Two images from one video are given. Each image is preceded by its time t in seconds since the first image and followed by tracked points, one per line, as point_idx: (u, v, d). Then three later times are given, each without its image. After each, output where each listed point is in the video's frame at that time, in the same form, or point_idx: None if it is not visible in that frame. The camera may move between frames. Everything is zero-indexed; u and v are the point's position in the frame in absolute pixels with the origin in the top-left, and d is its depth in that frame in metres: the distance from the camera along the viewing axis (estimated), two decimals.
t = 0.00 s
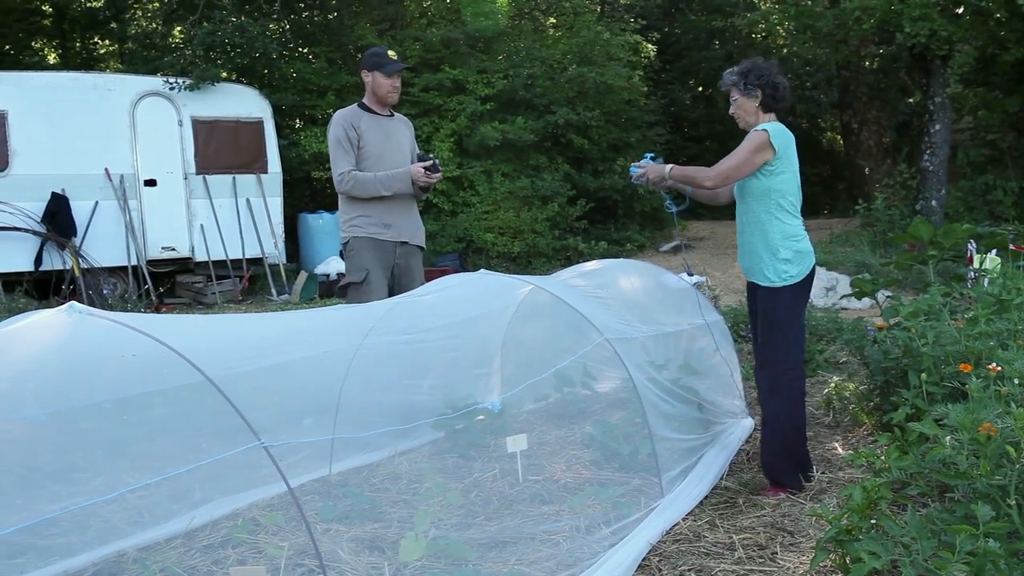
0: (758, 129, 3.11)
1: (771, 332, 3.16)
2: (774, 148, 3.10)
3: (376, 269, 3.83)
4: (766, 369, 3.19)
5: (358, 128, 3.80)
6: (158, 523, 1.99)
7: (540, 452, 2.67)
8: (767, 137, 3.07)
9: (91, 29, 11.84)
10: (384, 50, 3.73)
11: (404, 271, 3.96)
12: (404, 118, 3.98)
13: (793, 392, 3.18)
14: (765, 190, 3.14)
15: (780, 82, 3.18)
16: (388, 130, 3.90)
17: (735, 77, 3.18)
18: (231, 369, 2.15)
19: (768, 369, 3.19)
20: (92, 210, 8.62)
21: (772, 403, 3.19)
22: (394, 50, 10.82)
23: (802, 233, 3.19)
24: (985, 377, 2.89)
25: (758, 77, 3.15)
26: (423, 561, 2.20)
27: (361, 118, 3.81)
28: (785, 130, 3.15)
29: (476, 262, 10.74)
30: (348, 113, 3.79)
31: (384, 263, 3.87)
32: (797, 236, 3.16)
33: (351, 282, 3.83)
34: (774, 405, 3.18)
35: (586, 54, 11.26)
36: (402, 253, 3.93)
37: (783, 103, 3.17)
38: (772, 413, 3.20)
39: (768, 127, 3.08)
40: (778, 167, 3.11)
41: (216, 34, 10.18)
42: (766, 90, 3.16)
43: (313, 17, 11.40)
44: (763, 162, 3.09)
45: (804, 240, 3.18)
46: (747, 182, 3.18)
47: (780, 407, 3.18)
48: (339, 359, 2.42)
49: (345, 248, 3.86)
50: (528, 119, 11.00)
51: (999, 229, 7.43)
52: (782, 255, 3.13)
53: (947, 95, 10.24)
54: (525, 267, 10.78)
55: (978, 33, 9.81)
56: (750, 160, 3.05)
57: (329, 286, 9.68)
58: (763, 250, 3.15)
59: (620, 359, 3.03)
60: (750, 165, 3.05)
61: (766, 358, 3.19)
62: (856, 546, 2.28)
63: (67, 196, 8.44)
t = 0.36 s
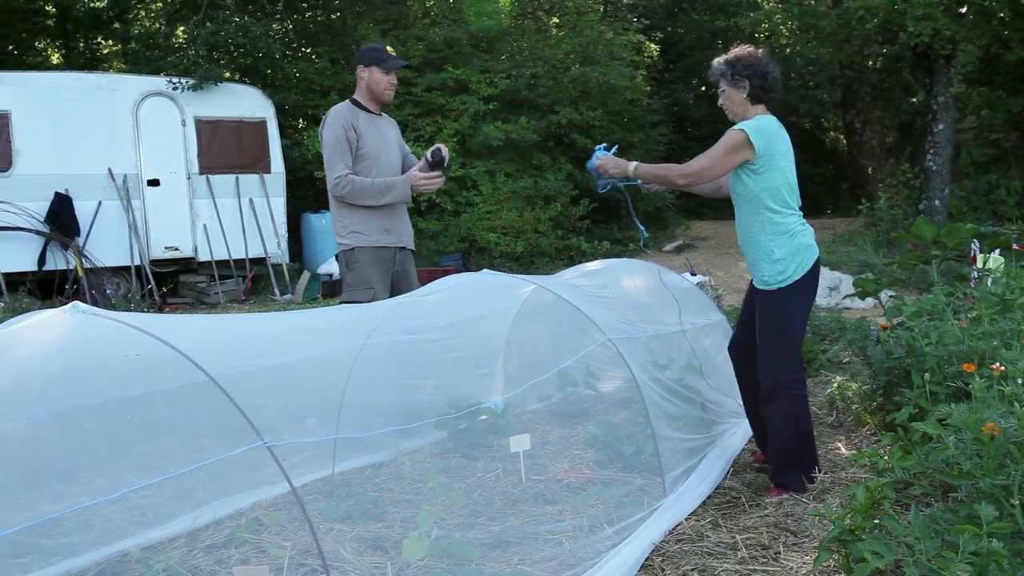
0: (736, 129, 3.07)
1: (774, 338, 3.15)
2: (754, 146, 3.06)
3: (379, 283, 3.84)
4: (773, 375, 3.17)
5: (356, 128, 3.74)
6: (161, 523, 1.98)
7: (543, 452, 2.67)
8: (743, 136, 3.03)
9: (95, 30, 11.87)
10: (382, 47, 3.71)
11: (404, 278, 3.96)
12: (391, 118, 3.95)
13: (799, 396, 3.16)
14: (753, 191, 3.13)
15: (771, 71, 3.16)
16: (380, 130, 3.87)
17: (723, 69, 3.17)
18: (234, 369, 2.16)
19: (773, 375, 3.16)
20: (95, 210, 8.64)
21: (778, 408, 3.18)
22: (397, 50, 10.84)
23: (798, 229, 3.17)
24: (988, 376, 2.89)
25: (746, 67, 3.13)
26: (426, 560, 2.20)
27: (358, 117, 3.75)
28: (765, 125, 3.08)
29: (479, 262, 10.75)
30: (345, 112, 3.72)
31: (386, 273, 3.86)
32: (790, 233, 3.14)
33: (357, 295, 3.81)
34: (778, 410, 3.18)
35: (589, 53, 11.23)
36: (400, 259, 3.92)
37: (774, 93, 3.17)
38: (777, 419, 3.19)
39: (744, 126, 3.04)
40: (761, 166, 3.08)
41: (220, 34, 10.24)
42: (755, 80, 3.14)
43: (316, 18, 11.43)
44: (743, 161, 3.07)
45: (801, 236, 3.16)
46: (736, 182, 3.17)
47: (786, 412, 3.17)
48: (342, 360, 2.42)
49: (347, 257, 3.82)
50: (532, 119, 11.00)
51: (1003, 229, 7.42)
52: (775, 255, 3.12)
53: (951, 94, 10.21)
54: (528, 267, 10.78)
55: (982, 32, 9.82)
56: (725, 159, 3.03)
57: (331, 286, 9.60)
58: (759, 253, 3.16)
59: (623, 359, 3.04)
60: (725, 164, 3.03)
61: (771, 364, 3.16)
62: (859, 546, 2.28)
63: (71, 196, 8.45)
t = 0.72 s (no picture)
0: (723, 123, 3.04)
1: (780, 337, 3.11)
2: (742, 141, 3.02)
3: (367, 284, 3.74)
4: (778, 374, 3.15)
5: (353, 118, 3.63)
6: (161, 523, 1.98)
7: (543, 451, 2.67)
8: (726, 130, 2.99)
9: (95, 30, 11.87)
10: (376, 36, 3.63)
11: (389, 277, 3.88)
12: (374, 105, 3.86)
13: (804, 395, 3.14)
14: (741, 189, 3.10)
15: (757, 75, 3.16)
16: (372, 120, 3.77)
17: (709, 69, 3.15)
18: (234, 369, 2.16)
19: (779, 375, 3.15)
20: (95, 210, 8.63)
21: (784, 407, 3.16)
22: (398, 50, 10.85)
23: (791, 227, 3.14)
24: (988, 376, 2.89)
25: (734, 69, 3.13)
26: (426, 560, 2.20)
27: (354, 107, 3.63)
28: (752, 122, 3.06)
29: (479, 262, 10.77)
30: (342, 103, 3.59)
31: (372, 274, 3.78)
32: (783, 229, 3.11)
33: (343, 296, 3.73)
34: (785, 409, 3.16)
35: (589, 54, 11.21)
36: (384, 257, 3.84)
37: (759, 98, 3.17)
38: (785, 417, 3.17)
39: (727, 120, 3.00)
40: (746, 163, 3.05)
41: (220, 34, 10.25)
42: (742, 83, 3.12)
43: (316, 18, 11.47)
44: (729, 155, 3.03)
45: (794, 234, 3.13)
46: (726, 179, 3.13)
47: (792, 411, 3.15)
48: (343, 360, 2.42)
49: (333, 258, 3.71)
50: (532, 119, 10.99)
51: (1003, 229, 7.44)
52: (770, 252, 3.09)
53: (951, 94, 10.20)
54: (528, 267, 10.79)
55: (982, 32, 9.84)
56: (707, 146, 2.98)
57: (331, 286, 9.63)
58: (754, 250, 3.11)
59: (622, 359, 3.04)
60: (706, 152, 2.98)
61: (777, 363, 3.14)
62: (859, 546, 2.29)
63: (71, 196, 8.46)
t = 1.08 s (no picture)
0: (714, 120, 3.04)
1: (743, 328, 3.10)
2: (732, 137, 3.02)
3: (358, 285, 3.56)
4: (733, 366, 3.12)
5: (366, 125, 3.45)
6: (161, 523, 1.98)
7: (543, 451, 2.67)
8: (718, 126, 3.00)
9: (95, 30, 11.87)
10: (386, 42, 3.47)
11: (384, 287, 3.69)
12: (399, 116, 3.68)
13: (760, 388, 3.11)
14: (734, 184, 3.08)
15: (746, 79, 3.15)
16: (389, 130, 3.59)
17: (699, 70, 3.14)
18: (234, 368, 2.16)
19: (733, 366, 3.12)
20: (95, 210, 8.63)
21: (736, 400, 3.13)
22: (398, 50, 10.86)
23: (783, 223, 3.12)
24: (987, 376, 2.89)
25: (726, 72, 3.12)
26: (426, 560, 2.21)
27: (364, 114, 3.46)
28: (741, 120, 3.06)
29: (479, 262, 10.77)
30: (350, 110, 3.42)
31: (366, 277, 3.60)
32: (774, 224, 3.10)
33: (335, 297, 3.58)
34: (736, 400, 3.13)
35: (588, 54, 11.16)
36: (381, 265, 3.65)
37: (749, 102, 3.17)
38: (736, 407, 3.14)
39: (719, 117, 3.01)
40: (739, 158, 3.04)
41: (220, 34, 10.26)
42: (732, 87, 3.13)
43: (315, 18, 11.48)
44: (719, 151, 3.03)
45: (786, 229, 3.11)
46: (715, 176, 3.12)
47: (744, 404, 3.12)
48: (342, 359, 2.41)
49: (324, 258, 3.57)
50: (532, 119, 10.98)
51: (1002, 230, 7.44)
52: (761, 245, 3.07)
53: (951, 94, 10.20)
54: (528, 267, 10.78)
55: (981, 32, 9.85)
56: (696, 142, 2.97)
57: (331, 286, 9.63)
58: (744, 244, 3.09)
59: (623, 359, 3.05)
60: (698, 149, 2.98)
61: (736, 353, 3.11)
62: (859, 546, 2.29)
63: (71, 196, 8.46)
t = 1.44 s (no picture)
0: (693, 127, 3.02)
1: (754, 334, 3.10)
2: (711, 143, 3.00)
3: (364, 288, 3.50)
4: (746, 372, 3.14)
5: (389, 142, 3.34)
6: (161, 523, 1.98)
7: (543, 451, 2.67)
8: (694, 134, 2.98)
9: (95, 30, 11.87)
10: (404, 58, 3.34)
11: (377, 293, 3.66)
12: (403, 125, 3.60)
13: (770, 395, 3.11)
14: (717, 190, 3.08)
15: (727, 85, 3.11)
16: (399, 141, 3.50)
17: (681, 74, 3.11)
18: (234, 369, 2.16)
19: (746, 373, 3.14)
20: (95, 210, 8.63)
21: (748, 407, 3.13)
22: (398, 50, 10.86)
23: (771, 223, 3.11)
24: (988, 376, 2.89)
25: (704, 77, 3.08)
26: (426, 560, 2.21)
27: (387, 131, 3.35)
28: (719, 124, 3.04)
29: (479, 262, 10.78)
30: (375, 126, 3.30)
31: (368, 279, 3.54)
32: (763, 226, 3.08)
33: (338, 301, 3.49)
34: (749, 411, 3.14)
35: (588, 54, 11.16)
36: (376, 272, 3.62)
37: (728, 108, 3.13)
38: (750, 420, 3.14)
39: (695, 125, 2.99)
40: (718, 164, 3.03)
41: (220, 34, 10.26)
42: (709, 92, 3.08)
43: (315, 18, 11.48)
44: (698, 159, 3.02)
45: (775, 230, 3.10)
46: (699, 182, 3.11)
47: (757, 411, 3.12)
48: (342, 359, 2.41)
49: (326, 263, 3.45)
50: (532, 119, 10.98)
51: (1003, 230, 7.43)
52: (751, 250, 3.06)
53: (951, 94, 10.20)
54: (528, 267, 10.79)
55: (981, 32, 9.85)
56: (672, 153, 2.98)
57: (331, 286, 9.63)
58: (735, 250, 3.09)
59: (623, 358, 3.05)
60: (675, 160, 2.98)
61: (749, 362, 3.13)
62: (858, 546, 2.29)
63: (71, 196, 8.46)
